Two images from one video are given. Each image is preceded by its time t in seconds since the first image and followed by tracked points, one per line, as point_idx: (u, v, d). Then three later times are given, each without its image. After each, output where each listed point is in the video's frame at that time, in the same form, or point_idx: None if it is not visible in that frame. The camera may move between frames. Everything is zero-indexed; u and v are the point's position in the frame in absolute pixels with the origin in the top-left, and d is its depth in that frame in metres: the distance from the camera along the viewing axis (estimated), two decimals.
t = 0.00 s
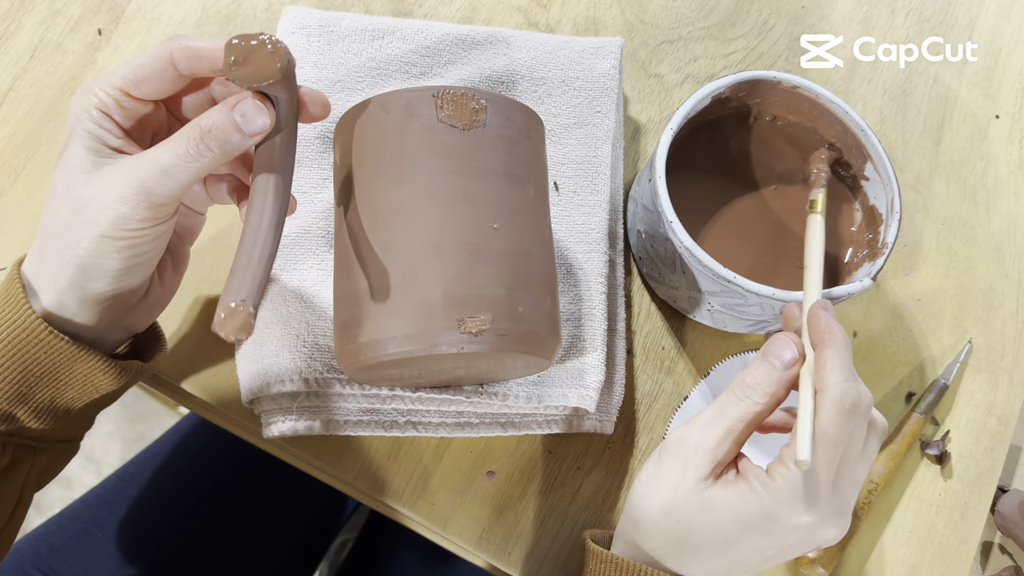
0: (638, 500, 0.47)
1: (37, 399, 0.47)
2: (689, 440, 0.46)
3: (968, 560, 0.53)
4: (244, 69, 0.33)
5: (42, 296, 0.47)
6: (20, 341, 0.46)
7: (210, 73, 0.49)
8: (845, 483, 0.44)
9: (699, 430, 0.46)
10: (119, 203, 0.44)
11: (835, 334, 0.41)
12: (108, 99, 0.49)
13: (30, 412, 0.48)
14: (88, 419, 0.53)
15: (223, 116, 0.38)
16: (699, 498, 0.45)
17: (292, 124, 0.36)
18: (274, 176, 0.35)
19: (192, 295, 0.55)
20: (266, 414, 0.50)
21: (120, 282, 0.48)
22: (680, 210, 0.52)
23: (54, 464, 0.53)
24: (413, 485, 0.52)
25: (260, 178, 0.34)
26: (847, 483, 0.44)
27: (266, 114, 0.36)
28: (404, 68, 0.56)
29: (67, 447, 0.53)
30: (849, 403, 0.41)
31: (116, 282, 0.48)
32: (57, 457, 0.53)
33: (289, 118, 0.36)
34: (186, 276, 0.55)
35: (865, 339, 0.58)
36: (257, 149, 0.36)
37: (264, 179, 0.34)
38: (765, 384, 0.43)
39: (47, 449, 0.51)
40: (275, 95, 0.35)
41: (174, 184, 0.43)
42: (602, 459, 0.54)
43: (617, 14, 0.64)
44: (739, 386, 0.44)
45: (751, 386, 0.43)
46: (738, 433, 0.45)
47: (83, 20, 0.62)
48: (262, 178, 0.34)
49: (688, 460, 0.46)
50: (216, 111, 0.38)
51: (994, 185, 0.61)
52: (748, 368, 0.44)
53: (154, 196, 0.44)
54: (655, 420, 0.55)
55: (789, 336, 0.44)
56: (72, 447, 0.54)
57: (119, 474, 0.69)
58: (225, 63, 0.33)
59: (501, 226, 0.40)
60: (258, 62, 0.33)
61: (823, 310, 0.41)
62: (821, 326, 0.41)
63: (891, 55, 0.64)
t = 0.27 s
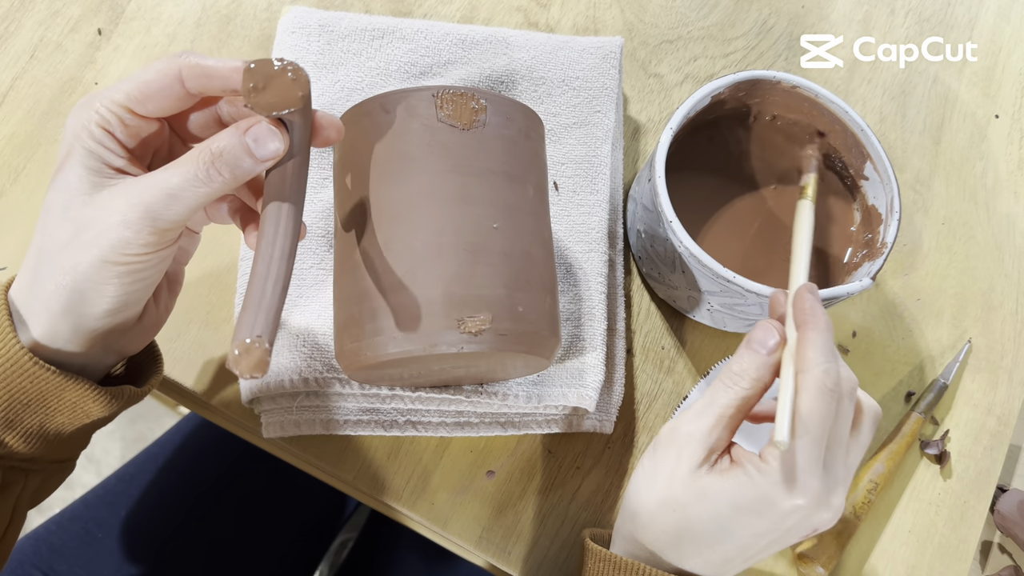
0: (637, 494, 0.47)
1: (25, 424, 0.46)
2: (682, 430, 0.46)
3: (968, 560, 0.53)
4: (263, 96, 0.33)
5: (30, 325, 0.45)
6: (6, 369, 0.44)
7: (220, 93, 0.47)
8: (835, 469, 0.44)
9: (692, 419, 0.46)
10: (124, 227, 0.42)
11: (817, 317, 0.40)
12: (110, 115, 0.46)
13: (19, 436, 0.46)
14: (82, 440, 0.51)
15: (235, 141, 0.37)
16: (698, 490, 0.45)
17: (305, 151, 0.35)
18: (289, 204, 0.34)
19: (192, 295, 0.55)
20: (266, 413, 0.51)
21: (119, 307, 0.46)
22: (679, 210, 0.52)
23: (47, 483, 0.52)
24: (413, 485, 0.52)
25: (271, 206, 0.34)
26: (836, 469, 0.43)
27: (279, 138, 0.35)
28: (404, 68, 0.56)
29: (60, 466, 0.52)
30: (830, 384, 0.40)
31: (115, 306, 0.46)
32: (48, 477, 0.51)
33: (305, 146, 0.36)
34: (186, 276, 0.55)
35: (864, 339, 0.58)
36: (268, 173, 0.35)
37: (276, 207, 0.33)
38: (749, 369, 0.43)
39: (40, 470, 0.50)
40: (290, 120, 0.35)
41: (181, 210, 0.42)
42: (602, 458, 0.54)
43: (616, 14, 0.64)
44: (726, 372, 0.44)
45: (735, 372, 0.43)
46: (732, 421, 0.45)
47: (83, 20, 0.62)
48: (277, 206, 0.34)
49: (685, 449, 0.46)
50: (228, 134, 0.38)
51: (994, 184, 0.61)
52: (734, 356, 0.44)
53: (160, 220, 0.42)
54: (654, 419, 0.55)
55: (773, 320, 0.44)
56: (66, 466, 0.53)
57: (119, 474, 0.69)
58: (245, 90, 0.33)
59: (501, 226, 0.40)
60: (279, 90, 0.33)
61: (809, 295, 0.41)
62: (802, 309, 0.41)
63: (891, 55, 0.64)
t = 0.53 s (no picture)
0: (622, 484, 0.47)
1: (19, 431, 0.46)
2: (664, 416, 0.46)
3: (968, 560, 0.53)
4: (266, 101, 0.33)
5: (23, 332, 0.45)
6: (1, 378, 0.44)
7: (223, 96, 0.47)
8: (821, 451, 0.43)
9: (672, 406, 0.45)
10: (122, 232, 0.42)
11: (787, 294, 0.41)
12: (109, 117, 0.46)
13: (13, 445, 0.46)
14: (78, 446, 0.51)
15: (238, 146, 0.38)
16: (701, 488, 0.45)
17: (309, 157, 0.36)
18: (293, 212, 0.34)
19: (191, 295, 0.55)
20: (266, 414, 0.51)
21: (114, 313, 0.46)
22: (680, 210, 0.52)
23: (43, 488, 0.52)
24: (413, 485, 0.52)
25: (272, 214, 0.34)
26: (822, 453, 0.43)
27: (284, 144, 0.36)
28: (404, 68, 0.56)
29: (56, 471, 0.52)
30: (803, 359, 0.40)
31: (111, 312, 0.46)
32: (45, 482, 0.51)
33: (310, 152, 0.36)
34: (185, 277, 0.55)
35: (865, 339, 0.58)
36: (272, 180, 0.36)
37: (278, 214, 0.34)
38: (724, 351, 0.43)
39: (36, 476, 0.50)
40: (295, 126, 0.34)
41: (181, 214, 0.42)
42: (602, 458, 0.54)
43: (617, 14, 0.64)
44: (704, 356, 0.44)
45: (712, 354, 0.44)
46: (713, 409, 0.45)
47: (83, 20, 0.62)
48: (278, 213, 0.34)
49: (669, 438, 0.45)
50: (231, 139, 0.38)
51: (994, 185, 0.61)
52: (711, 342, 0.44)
53: (158, 226, 0.42)
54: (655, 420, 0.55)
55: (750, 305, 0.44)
56: (62, 471, 0.52)
57: (119, 474, 0.69)
58: (248, 96, 0.33)
59: (501, 227, 0.40)
60: (283, 95, 0.33)
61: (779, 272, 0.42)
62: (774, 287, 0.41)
63: (892, 55, 0.64)
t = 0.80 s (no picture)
0: (620, 498, 0.47)
1: (33, 443, 0.46)
2: (653, 429, 0.46)
3: (968, 561, 0.53)
4: (311, 130, 0.33)
5: (40, 346, 0.45)
6: (11, 390, 0.44)
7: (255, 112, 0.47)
8: (818, 454, 0.43)
9: (662, 415, 0.45)
10: (148, 252, 0.41)
11: (772, 298, 0.41)
12: (137, 129, 0.45)
13: (28, 456, 0.46)
14: (92, 455, 0.51)
15: (271, 168, 0.36)
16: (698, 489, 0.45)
17: (343, 182, 0.35)
18: (324, 239, 0.33)
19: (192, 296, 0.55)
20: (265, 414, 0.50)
21: (137, 328, 0.46)
22: (680, 210, 0.52)
23: (58, 496, 0.52)
24: (413, 486, 0.52)
25: (304, 242, 0.33)
26: (819, 448, 0.43)
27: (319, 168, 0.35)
28: (404, 68, 0.56)
29: (70, 481, 0.52)
30: (793, 362, 0.41)
31: (133, 327, 0.46)
32: (59, 491, 0.51)
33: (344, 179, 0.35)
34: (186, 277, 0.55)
35: (865, 339, 0.58)
36: (303, 205, 0.35)
37: (309, 242, 0.33)
38: (713, 358, 0.44)
39: (50, 485, 0.50)
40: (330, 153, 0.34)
41: (209, 235, 0.41)
42: (602, 459, 0.54)
43: (616, 14, 0.64)
44: (691, 365, 0.45)
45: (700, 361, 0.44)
46: (702, 412, 0.45)
47: (83, 20, 0.62)
48: (312, 240, 0.33)
49: (659, 450, 0.45)
50: (264, 159, 0.37)
51: (994, 185, 0.61)
52: (697, 349, 0.45)
53: (185, 246, 0.42)
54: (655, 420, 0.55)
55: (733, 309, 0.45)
56: (77, 480, 0.52)
57: (119, 475, 0.69)
58: (292, 123, 0.33)
59: (501, 226, 0.40)
60: (326, 125, 0.33)
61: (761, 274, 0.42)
62: (758, 292, 0.42)
63: (892, 55, 0.64)
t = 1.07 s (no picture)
0: (632, 496, 0.46)
1: (38, 443, 0.46)
2: (676, 428, 0.45)
3: (968, 561, 0.52)
4: (330, 141, 0.33)
5: (49, 348, 0.45)
6: (19, 389, 0.44)
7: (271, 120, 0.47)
8: (836, 468, 0.44)
9: (684, 418, 0.45)
10: (162, 257, 0.41)
11: (807, 310, 0.41)
12: (153, 133, 0.45)
13: (32, 455, 0.46)
14: (95, 456, 0.51)
15: (287, 176, 0.37)
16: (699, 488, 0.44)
17: (357, 190, 0.36)
18: (338, 247, 0.34)
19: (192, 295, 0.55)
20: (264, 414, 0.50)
21: (148, 333, 0.46)
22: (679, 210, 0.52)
23: (60, 496, 0.52)
24: (413, 486, 0.52)
25: (318, 250, 0.34)
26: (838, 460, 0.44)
27: (335, 178, 0.36)
28: (403, 67, 0.56)
29: (72, 480, 0.51)
30: (821, 374, 0.41)
31: (143, 333, 0.45)
32: (62, 491, 0.51)
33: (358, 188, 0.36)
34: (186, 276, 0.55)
35: (865, 339, 0.58)
36: (318, 212, 0.36)
37: (321, 251, 0.34)
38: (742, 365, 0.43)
39: (53, 485, 0.50)
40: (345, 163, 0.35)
41: (224, 241, 0.41)
42: (602, 459, 0.54)
43: (616, 14, 0.64)
44: (719, 368, 0.44)
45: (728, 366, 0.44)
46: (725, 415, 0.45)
47: (82, 19, 0.62)
48: (324, 248, 0.34)
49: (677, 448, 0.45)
50: (279, 167, 0.37)
51: (994, 184, 0.61)
52: (726, 353, 0.44)
53: (200, 251, 0.42)
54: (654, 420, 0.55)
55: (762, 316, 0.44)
56: (79, 480, 0.52)
57: (119, 474, 0.69)
58: (310, 134, 0.33)
59: (501, 226, 0.40)
60: (345, 135, 0.33)
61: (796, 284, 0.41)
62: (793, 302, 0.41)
63: (892, 55, 0.64)
